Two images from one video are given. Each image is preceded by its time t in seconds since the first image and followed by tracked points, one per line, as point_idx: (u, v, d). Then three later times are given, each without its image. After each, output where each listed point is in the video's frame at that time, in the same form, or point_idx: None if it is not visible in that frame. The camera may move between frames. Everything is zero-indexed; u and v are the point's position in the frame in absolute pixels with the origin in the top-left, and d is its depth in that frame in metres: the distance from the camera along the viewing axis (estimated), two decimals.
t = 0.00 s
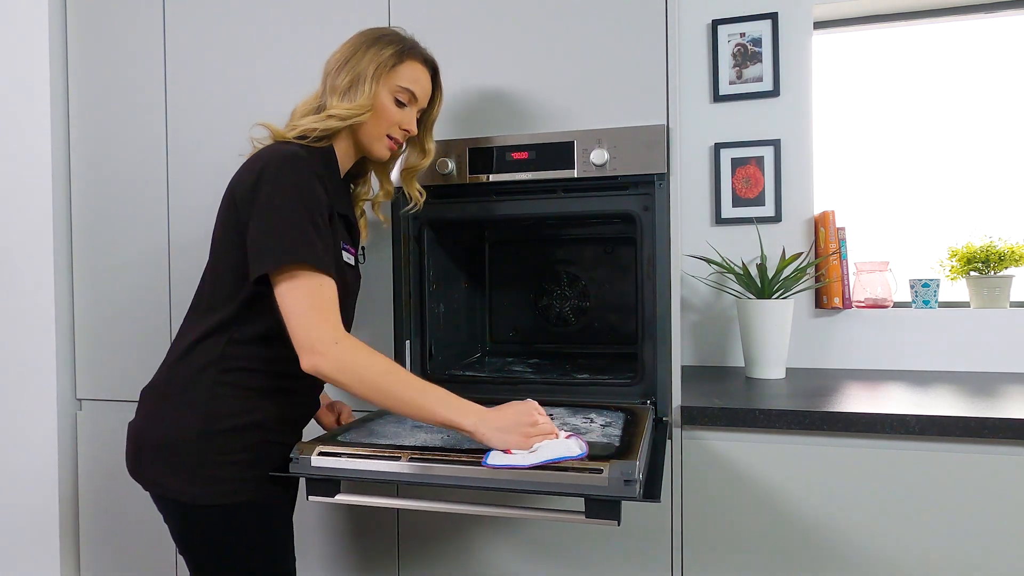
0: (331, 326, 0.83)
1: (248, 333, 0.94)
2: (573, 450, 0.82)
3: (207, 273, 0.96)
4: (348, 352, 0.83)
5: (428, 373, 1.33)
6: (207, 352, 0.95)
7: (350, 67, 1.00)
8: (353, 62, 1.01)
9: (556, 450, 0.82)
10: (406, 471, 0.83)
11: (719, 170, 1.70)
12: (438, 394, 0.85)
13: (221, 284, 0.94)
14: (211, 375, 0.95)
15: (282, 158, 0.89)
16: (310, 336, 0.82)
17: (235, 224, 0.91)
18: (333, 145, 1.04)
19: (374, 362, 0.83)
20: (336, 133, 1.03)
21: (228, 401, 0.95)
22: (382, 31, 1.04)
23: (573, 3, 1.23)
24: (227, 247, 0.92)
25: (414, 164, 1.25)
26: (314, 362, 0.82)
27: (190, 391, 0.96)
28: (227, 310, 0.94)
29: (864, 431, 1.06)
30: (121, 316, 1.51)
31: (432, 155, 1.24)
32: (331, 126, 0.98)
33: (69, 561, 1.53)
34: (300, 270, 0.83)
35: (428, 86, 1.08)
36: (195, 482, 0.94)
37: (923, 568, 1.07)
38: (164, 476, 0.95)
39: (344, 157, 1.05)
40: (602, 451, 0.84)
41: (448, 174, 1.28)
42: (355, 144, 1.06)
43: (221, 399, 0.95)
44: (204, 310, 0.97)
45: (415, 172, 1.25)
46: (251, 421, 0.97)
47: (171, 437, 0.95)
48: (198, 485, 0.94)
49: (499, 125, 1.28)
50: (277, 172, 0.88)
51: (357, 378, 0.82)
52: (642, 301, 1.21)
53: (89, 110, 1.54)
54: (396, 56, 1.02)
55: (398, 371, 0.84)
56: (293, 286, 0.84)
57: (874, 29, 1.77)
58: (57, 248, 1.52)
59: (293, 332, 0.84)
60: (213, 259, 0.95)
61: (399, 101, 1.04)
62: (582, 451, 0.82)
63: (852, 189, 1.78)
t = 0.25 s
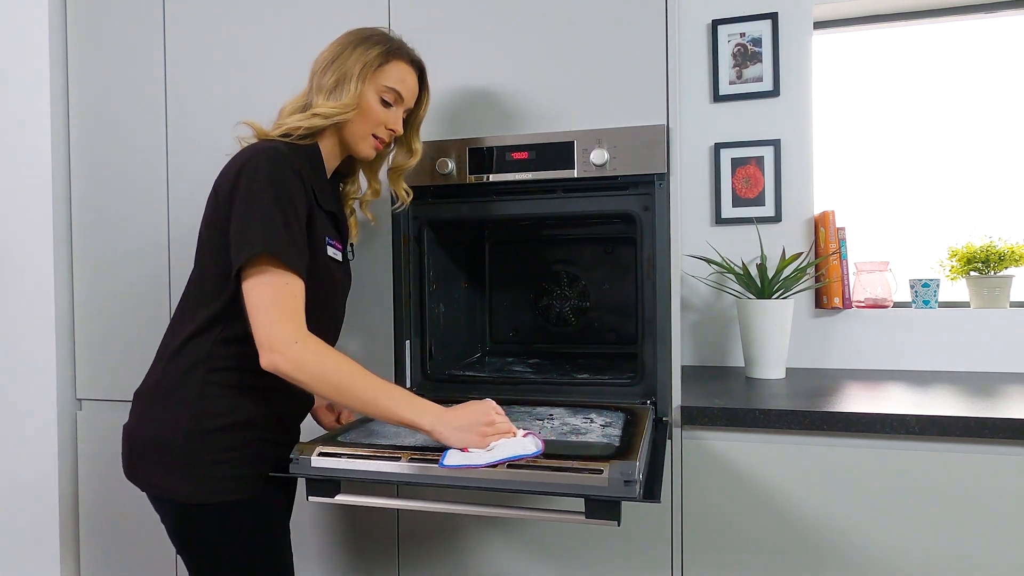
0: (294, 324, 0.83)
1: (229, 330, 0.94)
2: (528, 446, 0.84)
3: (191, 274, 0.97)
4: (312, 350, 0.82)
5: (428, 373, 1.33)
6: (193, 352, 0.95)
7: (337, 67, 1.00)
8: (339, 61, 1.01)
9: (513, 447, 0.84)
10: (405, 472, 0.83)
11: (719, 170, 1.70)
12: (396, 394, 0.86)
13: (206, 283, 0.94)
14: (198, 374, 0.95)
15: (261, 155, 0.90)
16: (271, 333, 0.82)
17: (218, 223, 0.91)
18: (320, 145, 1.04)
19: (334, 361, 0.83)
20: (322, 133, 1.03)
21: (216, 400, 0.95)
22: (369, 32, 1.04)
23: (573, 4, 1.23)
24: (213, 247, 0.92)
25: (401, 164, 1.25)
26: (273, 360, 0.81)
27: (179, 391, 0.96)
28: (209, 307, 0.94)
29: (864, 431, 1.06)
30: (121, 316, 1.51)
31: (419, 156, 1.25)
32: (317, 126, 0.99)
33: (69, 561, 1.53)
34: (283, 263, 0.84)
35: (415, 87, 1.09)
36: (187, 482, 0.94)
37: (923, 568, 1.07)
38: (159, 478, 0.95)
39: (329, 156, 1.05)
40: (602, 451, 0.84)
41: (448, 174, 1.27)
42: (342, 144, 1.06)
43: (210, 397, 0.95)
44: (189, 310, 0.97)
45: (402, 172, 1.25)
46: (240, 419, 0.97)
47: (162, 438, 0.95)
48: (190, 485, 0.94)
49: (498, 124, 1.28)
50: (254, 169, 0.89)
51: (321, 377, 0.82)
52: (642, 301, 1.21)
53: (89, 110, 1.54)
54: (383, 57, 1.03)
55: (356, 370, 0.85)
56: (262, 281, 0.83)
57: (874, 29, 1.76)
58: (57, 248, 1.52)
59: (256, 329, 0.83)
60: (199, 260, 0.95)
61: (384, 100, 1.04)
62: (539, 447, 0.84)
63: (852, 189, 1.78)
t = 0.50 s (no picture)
0: (239, 317, 0.89)
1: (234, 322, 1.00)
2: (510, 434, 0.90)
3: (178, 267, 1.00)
4: (251, 343, 0.89)
5: (428, 373, 1.33)
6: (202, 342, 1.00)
7: (320, 78, 1.07)
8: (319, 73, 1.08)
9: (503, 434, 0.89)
10: (406, 469, 0.84)
11: (719, 170, 1.70)
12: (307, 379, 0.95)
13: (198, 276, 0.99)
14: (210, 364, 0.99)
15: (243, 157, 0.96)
16: (216, 326, 0.87)
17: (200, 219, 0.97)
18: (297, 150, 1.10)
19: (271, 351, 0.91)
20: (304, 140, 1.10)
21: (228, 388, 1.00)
22: (338, 44, 1.12)
23: (573, 4, 1.23)
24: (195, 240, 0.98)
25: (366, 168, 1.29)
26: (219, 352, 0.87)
27: (194, 383, 1.00)
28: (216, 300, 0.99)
29: (865, 431, 1.06)
30: (121, 316, 1.51)
31: (379, 160, 1.28)
32: (308, 134, 1.06)
33: (70, 561, 1.53)
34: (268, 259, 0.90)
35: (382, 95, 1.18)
36: (200, 471, 0.97)
37: (923, 568, 1.07)
38: (173, 472, 0.97)
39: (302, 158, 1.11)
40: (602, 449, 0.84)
41: (447, 173, 1.27)
42: (315, 150, 1.13)
43: (220, 385, 1.00)
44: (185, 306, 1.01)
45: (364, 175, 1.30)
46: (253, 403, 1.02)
47: (176, 428, 0.98)
48: (203, 474, 0.97)
49: (498, 124, 1.27)
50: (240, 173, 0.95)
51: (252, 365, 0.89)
52: (642, 301, 1.21)
53: (89, 110, 1.54)
54: (357, 68, 1.11)
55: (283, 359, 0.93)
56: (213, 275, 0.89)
57: (874, 29, 1.76)
58: (57, 248, 1.52)
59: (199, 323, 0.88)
60: (183, 250, 0.99)
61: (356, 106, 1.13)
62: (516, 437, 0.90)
63: (852, 189, 1.78)
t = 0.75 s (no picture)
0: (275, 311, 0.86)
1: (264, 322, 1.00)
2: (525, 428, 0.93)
3: (210, 259, 1.00)
4: (285, 335, 0.85)
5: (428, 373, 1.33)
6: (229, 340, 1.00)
7: (354, 81, 1.07)
8: (353, 75, 1.07)
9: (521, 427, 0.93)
10: (406, 469, 0.84)
11: (719, 170, 1.70)
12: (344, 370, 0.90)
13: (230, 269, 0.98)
14: (235, 362, 1.00)
15: (292, 160, 0.96)
16: (251, 320, 0.83)
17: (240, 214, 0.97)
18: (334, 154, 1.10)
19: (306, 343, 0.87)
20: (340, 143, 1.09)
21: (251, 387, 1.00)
22: (371, 45, 1.11)
23: (573, 4, 1.23)
24: (231, 233, 0.97)
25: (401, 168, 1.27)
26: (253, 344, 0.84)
27: (203, 381, 1.00)
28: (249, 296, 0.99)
29: (865, 431, 1.06)
30: (121, 317, 1.51)
31: (417, 159, 1.26)
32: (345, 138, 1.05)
33: (70, 562, 1.53)
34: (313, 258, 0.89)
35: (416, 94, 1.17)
36: (212, 468, 0.97)
37: (923, 568, 1.07)
38: (182, 469, 0.98)
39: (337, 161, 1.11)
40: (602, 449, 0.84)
41: (448, 174, 1.27)
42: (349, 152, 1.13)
43: (246, 382, 1.00)
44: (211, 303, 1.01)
45: (403, 176, 1.28)
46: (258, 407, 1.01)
47: (191, 426, 0.99)
48: (215, 471, 0.97)
49: (498, 124, 1.27)
50: (286, 170, 0.95)
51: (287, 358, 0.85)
52: (642, 301, 1.21)
53: (89, 111, 1.54)
54: (391, 68, 1.10)
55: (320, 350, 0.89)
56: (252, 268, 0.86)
57: (874, 29, 1.76)
58: (58, 247, 1.52)
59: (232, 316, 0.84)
60: (217, 237, 1.00)
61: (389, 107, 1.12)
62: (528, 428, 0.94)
63: (852, 189, 1.78)
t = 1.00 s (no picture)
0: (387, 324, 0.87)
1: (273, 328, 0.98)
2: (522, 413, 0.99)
3: (228, 260, 1.00)
4: (409, 349, 0.86)
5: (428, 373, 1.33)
6: (240, 343, 0.99)
7: (381, 87, 1.06)
8: (382, 81, 1.07)
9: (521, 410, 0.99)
10: (406, 469, 0.84)
11: (719, 170, 1.70)
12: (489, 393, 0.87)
13: (247, 272, 0.98)
14: (243, 367, 0.99)
15: (323, 164, 0.95)
16: (370, 331, 0.86)
17: (264, 217, 0.96)
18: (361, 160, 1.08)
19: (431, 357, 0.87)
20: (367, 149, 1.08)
21: (260, 393, 0.99)
22: (399, 50, 1.11)
23: (572, 4, 1.23)
24: (254, 236, 0.97)
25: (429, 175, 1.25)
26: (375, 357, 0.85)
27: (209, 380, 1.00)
28: (265, 300, 0.98)
29: (864, 431, 1.06)
30: (121, 317, 1.51)
31: (446, 166, 1.25)
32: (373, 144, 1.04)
33: (70, 562, 1.53)
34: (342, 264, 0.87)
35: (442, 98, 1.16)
36: (216, 471, 0.97)
37: (923, 568, 1.07)
38: (185, 466, 0.99)
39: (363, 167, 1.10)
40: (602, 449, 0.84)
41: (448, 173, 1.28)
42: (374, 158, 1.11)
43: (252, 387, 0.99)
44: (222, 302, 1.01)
45: (431, 182, 1.26)
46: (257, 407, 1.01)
47: (197, 427, 0.99)
48: (219, 473, 0.97)
49: (498, 124, 1.27)
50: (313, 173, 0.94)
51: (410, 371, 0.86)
52: (642, 301, 1.21)
53: (89, 111, 1.54)
54: (418, 73, 1.09)
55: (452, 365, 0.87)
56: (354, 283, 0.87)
57: (874, 29, 1.76)
58: (57, 247, 1.53)
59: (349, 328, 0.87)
60: (238, 240, 0.99)
61: (417, 112, 1.11)
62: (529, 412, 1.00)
63: (853, 189, 1.78)
